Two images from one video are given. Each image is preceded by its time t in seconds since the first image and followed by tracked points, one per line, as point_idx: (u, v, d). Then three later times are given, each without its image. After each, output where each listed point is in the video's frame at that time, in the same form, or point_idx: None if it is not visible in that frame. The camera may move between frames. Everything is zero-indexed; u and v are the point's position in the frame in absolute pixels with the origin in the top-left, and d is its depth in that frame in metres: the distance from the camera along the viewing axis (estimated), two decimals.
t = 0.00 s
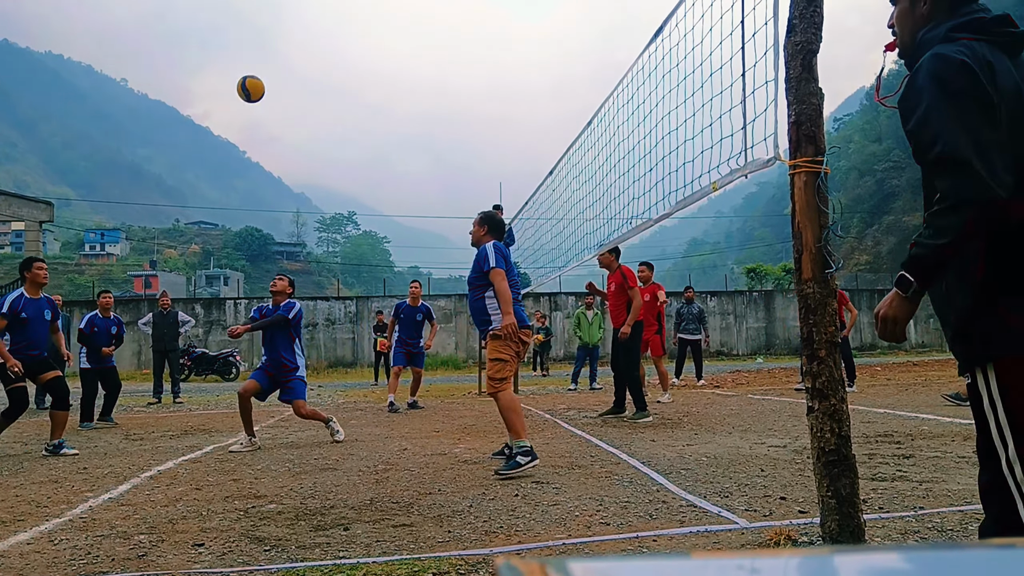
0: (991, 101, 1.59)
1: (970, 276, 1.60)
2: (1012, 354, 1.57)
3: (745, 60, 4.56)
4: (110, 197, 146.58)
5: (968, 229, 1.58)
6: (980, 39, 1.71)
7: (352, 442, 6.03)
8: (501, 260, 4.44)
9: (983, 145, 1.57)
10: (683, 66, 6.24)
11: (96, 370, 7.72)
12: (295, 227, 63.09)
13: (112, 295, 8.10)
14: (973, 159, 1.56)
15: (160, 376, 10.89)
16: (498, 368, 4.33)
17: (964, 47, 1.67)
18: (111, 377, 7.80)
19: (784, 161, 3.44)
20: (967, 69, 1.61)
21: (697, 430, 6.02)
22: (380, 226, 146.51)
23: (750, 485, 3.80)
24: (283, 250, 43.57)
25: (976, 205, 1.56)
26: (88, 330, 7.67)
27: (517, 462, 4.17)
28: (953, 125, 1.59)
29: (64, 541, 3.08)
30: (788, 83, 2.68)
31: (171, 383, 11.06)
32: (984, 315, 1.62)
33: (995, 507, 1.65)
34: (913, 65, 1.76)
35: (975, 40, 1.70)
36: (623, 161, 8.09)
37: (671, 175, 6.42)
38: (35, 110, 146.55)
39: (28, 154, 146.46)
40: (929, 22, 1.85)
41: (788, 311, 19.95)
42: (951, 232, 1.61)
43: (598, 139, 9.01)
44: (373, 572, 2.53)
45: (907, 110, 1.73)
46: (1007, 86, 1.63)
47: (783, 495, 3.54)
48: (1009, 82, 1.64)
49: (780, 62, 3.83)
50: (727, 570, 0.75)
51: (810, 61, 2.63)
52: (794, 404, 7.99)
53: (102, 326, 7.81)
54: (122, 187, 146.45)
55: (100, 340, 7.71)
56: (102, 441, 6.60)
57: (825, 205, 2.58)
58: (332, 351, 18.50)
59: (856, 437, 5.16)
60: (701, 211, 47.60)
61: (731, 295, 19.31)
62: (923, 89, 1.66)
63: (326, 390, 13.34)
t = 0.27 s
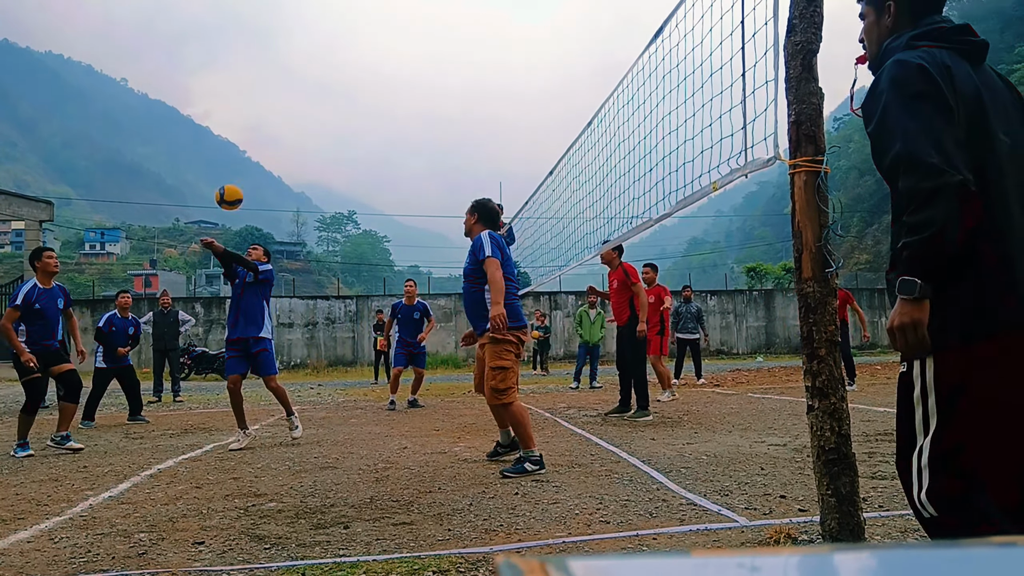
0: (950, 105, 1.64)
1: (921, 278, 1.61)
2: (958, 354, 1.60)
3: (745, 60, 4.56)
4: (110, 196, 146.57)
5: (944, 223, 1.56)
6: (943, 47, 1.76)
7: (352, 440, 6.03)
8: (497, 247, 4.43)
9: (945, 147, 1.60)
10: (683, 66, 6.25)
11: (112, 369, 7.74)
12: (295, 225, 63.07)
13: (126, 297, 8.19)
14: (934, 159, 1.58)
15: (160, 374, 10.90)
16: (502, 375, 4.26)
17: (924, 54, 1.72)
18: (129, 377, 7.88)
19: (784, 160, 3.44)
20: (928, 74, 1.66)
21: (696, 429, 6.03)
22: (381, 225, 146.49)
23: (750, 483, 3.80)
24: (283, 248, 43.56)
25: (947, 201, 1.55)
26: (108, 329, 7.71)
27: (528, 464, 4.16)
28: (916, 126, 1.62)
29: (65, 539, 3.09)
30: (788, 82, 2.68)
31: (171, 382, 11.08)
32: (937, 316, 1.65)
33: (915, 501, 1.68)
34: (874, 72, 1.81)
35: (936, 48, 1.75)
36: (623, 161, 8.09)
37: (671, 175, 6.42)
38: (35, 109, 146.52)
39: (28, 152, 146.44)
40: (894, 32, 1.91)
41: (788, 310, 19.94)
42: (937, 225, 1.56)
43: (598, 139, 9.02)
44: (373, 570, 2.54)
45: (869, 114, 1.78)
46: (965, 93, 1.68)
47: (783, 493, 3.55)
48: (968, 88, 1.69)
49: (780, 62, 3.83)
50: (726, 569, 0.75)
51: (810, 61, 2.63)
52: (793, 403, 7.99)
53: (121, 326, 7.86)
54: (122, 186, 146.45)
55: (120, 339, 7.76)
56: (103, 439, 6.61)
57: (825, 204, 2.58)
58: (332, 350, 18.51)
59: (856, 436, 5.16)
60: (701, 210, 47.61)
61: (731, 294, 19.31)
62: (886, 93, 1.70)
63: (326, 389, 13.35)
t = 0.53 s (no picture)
0: (930, 103, 1.63)
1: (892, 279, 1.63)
2: (930, 353, 1.61)
3: (745, 54, 4.55)
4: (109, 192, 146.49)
5: (914, 227, 1.57)
6: (924, 42, 1.75)
7: (352, 436, 6.04)
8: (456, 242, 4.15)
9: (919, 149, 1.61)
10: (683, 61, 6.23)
11: (128, 362, 7.75)
12: (295, 220, 63.07)
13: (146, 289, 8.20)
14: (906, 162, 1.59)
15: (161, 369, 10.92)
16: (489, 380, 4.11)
17: (906, 48, 1.71)
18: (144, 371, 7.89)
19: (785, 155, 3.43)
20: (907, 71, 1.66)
21: (696, 424, 6.04)
22: (381, 220, 146.43)
23: (750, 479, 3.81)
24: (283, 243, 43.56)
25: (919, 205, 1.57)
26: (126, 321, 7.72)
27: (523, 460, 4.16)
28: (891, 126, 1.63)
29: (65, 534, 3.09)
30: (789, 77, 2.67)
31: (172, 377, 11.10)
32: (910, 315, 1.66)
33: (900, 499, 1.67)
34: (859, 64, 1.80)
35: (919, 42, 1.75)
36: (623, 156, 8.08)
37: (671, 170, 6.41)
38: (34, 104, 146.37)
39: (27, 148, 146.32)
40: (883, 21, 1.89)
41: (788, 305, 19.93)
42: (907, 230, 1.57)
43: (598, 134, 9.01)
44: (374, 565, 2.54)
45: (851, 106, 1.77)
46: (945, 90, 1.68)
47: (782, 489, 3.55)
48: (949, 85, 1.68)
49: (781, 56, 3.82)
50: (726, 565, 0.76)
51: (811, 56, 2.62)
52: (793, 398, 8.00)
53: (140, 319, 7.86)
54: (122, 181, 146.36)
55: (138, 332, 7.76)
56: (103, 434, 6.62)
57: (825, 199, 2.58)
58: (332, 345, 18.53)
59: (856, 431, 5.16)
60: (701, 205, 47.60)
61: (731, 290, 19.32)
62: (865, 88, 1.70)
63: (326, 385, 13.36)
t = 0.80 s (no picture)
0: (907, 102, 1.60)
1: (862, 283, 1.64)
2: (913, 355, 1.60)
3: (745, 55, 4.55)
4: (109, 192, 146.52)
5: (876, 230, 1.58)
6: (909, 37, 1.72)
7: (354, 437, 6.03)
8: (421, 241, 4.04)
9: (891, 152, 1.58)
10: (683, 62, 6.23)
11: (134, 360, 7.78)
12: (295, 221, 63.12)
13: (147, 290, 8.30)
14: (874, 166, 1.58)
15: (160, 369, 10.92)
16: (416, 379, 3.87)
17: (889, 46, 1.68)
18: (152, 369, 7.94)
19: (784, 155, 3.44)
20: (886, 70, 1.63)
21: (696, 425, 6.03)
22: (381, 221, 146.43)
23: (750, 480, 3.81)
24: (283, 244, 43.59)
25: (882, 209, 1.57)
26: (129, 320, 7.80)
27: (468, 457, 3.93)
28: (862, 128, 1.62)
29: (65, 535, 3.09)
30: (789, 78, 2.67)
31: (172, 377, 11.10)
32: (887, 319, 1.65)
33: (891, 499, 1.67)
34: (843, 60, 1.78)
35: (905, 38, 1.71)
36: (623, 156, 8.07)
37: (671, 170, 6.41)
38: (34, 105, 146.40)
39: (27, 148, 146.35)
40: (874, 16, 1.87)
41: (788, 305, 19.93)
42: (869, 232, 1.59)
43: (598, 135, 9.01)
44: (373, 566, 2.54)
45: (833, 105, 1.75)
46: (928, 87, 1.64)
47: (782, 489, 3.55)
48: (930, 81, 1.64)
49: (781, 56, 3.82)
50: (726, 565, 0.76)
51: (811, 56, 2.62)
52: (793, 399, 7.99)
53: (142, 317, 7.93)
54: (122, 182, 146.38)
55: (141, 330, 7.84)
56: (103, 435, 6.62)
57: (826, 200, 2.58)
58: (332, 345, 18.54)
59: (856, 432, 5.15)
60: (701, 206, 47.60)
61: (731, 290, 19.31)
62: (842, 88, 1.70)
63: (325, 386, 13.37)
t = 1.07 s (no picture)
0: (899, 101, 1.60)
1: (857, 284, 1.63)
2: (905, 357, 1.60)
3: (745, 58, 4.56)
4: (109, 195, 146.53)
5: (874, 228, 1.56)
6: (901, 34, 1.72)
7: (354, 439, 6.03)
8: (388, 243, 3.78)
9: (883, 150, 1.58)
10: (683, 64, 6.24)
11: (137, 363, 7.78)
12: (295, 224, 63.12)
13: (146, 290, 8.23)
14: (866, 166, 1.58)
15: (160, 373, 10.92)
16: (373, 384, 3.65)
17: (880, 43, 1.69)
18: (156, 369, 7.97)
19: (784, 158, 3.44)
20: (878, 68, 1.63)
21: (696, 428, 6.03)
22: (380, 224, 146.43)
23: (750, 483, 3.80)
24: (282, 246, 43.60)
25: (880, 207, 1.55)
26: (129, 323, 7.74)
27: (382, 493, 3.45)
28: (854, 127, 1.62)
29: (64, 538, 3.08)
30: (788, 81, 2.68)
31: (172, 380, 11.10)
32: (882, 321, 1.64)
33: (887, 503, 1.66)
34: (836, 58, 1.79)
35: (897, 34, 1.71)
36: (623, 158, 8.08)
37: (671, 173, 6.41)
38: (34, 107, 146.45)
39: (27, 151, 146.39)
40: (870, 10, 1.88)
41: (788, 308, 19.93)
42: (867, 232, 1.57)
43: (598, 138, 9.02)
44: (372, 569, 2.54)
45: (825, 103, 1.76)
46: (921, 84, 1.64)
47: (783, 492, 3.55)
48: (922, 79, 1.64)
49: (780, 59, 3.83)
50: (726, 568, 0.75)
51: (811, 59, 2.63)
52: (794, 402, 7.99)
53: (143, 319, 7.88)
54: (122, 184, 146.39)
55: (143, 332, 7.80)
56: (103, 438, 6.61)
57: (825, 203, 2.58)
58: (332, 348, 18.53)
59: (856, 435, 5.15)
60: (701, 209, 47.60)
61: (731, 293, 19.30)
62: (835, 85, 1.70)
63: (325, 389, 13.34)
